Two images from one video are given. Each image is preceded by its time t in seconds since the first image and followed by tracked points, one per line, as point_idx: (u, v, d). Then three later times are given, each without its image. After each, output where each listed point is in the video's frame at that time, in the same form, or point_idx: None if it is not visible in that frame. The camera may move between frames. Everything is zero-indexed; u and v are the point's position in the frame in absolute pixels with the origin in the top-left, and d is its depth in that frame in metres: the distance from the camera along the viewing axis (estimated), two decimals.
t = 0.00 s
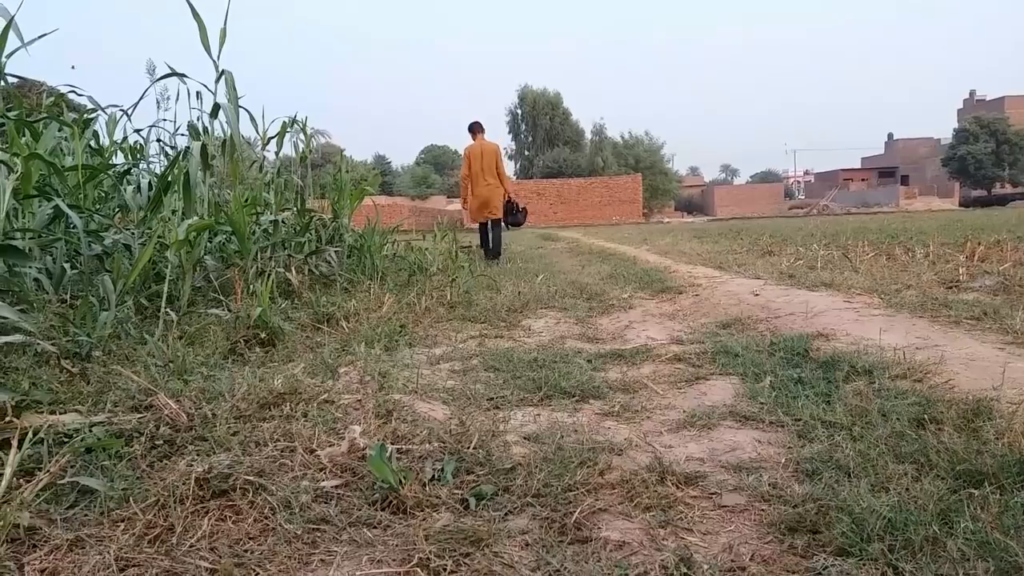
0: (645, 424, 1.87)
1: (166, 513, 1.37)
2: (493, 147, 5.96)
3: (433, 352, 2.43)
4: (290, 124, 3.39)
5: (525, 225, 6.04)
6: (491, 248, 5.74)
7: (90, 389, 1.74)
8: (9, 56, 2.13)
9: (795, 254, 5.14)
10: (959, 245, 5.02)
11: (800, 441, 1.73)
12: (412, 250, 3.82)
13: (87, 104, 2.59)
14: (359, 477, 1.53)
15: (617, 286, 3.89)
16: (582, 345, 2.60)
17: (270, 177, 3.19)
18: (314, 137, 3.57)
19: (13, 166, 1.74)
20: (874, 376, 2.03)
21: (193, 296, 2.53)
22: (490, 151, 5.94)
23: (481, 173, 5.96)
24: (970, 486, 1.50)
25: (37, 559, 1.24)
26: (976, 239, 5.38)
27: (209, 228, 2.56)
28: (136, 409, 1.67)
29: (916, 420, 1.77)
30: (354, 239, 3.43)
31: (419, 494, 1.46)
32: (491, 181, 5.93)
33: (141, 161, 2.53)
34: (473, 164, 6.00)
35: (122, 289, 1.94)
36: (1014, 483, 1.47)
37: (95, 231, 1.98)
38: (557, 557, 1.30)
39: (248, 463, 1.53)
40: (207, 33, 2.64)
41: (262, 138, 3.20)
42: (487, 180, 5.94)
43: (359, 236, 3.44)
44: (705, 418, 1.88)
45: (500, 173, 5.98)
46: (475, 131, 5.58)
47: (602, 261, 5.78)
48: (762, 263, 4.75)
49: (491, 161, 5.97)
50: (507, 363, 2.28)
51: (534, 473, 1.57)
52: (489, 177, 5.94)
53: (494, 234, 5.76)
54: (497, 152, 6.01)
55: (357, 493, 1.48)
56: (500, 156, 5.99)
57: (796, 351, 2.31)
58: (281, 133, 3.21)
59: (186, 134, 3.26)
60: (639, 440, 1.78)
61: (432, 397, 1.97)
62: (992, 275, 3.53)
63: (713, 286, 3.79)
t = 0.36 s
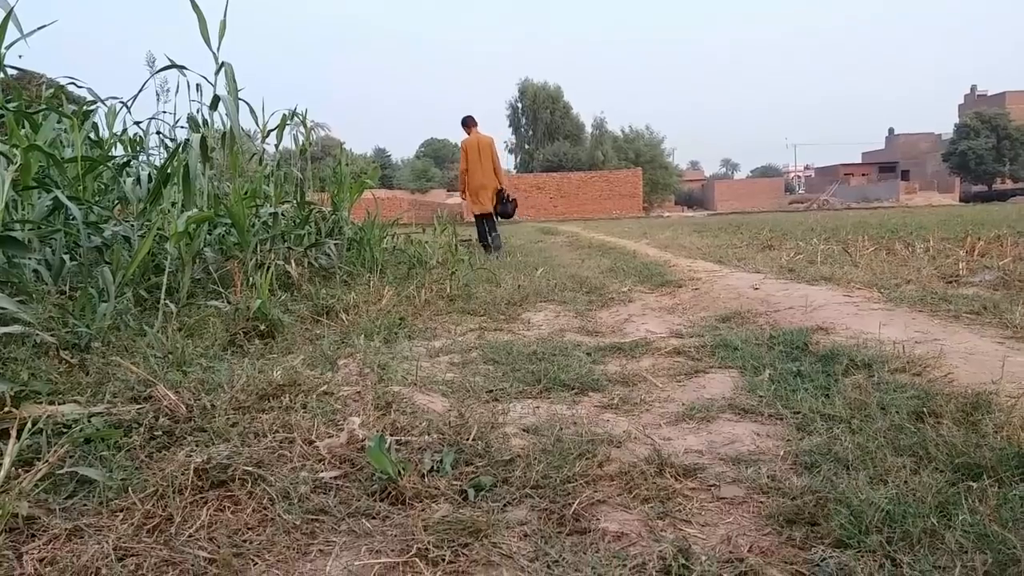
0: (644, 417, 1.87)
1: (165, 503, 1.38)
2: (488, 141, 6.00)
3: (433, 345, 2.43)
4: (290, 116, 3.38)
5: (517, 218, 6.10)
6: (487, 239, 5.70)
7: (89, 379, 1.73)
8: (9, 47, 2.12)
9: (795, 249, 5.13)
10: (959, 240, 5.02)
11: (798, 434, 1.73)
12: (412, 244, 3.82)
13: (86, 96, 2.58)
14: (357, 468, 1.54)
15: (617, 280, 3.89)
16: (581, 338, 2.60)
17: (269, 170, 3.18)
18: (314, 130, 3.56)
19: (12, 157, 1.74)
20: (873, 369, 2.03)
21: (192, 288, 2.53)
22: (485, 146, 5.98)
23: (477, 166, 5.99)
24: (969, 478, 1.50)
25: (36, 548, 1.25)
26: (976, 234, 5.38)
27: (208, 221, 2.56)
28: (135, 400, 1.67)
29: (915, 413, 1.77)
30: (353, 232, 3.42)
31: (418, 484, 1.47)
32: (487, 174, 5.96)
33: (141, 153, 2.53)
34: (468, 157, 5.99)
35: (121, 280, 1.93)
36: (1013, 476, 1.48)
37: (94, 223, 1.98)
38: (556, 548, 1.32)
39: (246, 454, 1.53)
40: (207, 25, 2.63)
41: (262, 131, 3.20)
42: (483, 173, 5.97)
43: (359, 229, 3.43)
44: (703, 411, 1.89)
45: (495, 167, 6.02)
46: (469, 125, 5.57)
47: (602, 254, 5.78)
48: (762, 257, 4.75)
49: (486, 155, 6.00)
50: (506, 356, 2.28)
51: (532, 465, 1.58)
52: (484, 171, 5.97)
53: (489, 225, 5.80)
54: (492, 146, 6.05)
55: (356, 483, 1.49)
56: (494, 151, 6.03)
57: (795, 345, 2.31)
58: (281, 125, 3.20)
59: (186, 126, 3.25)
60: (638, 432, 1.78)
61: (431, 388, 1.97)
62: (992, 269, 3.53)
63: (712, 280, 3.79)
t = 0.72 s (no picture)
0: (646, 404, 1.87)
1: (167, 488, 1.39)
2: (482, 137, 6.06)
3: (434, 332, 2.43)
4: (291, 104, 3.36)
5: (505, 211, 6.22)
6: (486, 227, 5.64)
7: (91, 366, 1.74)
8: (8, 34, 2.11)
9: (797, 237, 5.12)
10: (962, 228, 5.01)
11: (800, 421, 1.73)
12: (413, 232, 3.81)
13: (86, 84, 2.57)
14: (360, 454, 1.55)
15: (618, 268, 3.89)
16: (583, 326, 2.60)
17: (271, 158, 3.17)
18: (315, 118, 3.54)
19: (13, 144, 1.73)
20: (876, 356, 2.03)
21: (194, 276, 2.53)
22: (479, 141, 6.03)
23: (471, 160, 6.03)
24: (971, 465, 1.51)
25: (39, 533, 1.26)
26: (979, 222, 5.36)
27: (210, 208, 2.55)
28: (137, 386, 1.67)
29: (917, 400, 1.77)
30: (355, 220, 3.41)
31: (420, 470, 1.48)
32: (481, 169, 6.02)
33: (142, 141, 2.52)
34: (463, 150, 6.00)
35: (122, 268, 1.93)
36: (1015, 463, 1.48)
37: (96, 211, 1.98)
38: (557, 532, 1.35)
39: (249, 440, 1.54)
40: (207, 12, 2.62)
41: (263, 119, 3.18)
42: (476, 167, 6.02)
43: (360, 217, 3.43)
44: (705, 398, 1.89)
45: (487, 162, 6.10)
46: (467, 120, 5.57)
47: (604, 243, 5.77)
48: (764, 245, 4.74)
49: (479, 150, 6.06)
50: (508, 343, 2.28)
51: (534, 451, 1.59)
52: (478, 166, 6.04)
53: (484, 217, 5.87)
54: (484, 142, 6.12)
55: (358, 469, 1.50)
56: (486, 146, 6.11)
57: (798, 332, 2.30)
58: (282, 113, 3.18)
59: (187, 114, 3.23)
60: (639, 419, 1.79)
61: (433, 375, 1.97)
62: (995, 257, 3.52)
63: (714, 268, 3.78)
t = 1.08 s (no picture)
0: (653, 379, 1.87)
1: (177, 459, 1.39)
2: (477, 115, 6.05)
3: (442, 309, 2.43)
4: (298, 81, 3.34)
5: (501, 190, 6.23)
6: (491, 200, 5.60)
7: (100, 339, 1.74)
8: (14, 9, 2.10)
9: (806, 217, 5.09)
10: (972, 209, 4.96)
11: (809, 396, 1.73)
12: (420, 211, 3.81)
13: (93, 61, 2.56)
14: (368, 426, 1.55)
15: (626, 248, 3.87)
16: (590, 304, 2.60)
17: (278, 136, 3.16)
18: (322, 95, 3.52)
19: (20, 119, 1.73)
20: (885, 334, 2.02)
21: (202, 252, 2.53)
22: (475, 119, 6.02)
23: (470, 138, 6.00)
24: (980, 440, 1.50)
25: (51, 501, 1.27)
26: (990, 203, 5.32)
27: (218, 184, 2.54)
28: (146, 359, 1.68)
29: (927, 376, 1.76)
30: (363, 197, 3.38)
31: (428, 442, 1.49)
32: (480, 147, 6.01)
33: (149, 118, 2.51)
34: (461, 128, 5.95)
35: (131, 243, 1.94)
36: None
37: (104, 186, 1.98)
38: (565, 503, 1.37)
39: (258, 411, 1.54)
40: None
41: (270, 97, 3.17)
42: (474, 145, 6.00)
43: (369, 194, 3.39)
44: (713, 374, 1.88)
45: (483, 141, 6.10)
46: (467, 95, 5.54)
47: (611, 223, 5.75)
48: (773, 225, 4.72)
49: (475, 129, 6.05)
50: (516, 320, 2.27)
51: (542, 424, 1.59)
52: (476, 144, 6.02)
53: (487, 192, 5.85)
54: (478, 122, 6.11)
55: (367, 441, 1.51)
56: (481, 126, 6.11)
57: (807, 310, 2.29)
58: (288, 91, 3.17)
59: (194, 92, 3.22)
60: (647, 394, 1.79)
61: (441, 351, 1.98)
62: (1006, 238, 3.49)
63: (723, 248, 3.77)
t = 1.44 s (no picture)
0: (658, 355, 1.87)
1: (184, 430, 1.40)
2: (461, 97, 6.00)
3: (447, 286, 2.43)
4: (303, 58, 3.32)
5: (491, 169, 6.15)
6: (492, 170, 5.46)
7: (106, 313, 1.75)
8: None
9: (812, 197, 5.06)
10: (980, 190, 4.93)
11: (814, 372, 1.73)
12: (425, 189, 3.80)
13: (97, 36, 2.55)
14: (374, 399, 1.56)
15: (632, 226, 3.86)
16: (595, 281, 2.59)
17: (282, 113, 3.14)
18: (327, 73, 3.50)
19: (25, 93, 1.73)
20: (891, 311, 2.01)
21: (208, 228, 2.53)
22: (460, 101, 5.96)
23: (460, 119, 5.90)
24: (985, 416, 1.50)
25: (59, 471, 1.28)
26: (998, 184, 5.28)
27: (222, 160, 2.54)
28: (152, 332, 1.68)
29: (932, 353, 1.76)
30: (367, 174, 3.38)
31: (433, 415, 1.50)
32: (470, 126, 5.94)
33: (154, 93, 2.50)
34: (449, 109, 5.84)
35: (136, 218, 1.94)
36: None
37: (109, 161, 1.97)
38: (570, 475, 1.38)
39: (264, 384, 1.55)
40: None
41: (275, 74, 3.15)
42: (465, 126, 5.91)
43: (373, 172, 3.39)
44: (718, 350, 1.88)
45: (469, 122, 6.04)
46: (450, 78, 5.50)
47: (617, 202, 5.73)
48: (779, 204, 4.70)
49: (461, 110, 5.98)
50: (520, 297, 2.27)
51: (547, 398, 1.60)
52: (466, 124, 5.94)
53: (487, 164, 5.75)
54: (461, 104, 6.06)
55: (372, 413, 1.52)
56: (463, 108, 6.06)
57: (812, 288, 2.29)
58: (293, 67, 3.15)
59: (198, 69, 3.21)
60: (652, 369, 1.79)
61: (446, 327, 1.98)
62: (1013, 218, 3.47)
63: (729, 226, 3.75)
